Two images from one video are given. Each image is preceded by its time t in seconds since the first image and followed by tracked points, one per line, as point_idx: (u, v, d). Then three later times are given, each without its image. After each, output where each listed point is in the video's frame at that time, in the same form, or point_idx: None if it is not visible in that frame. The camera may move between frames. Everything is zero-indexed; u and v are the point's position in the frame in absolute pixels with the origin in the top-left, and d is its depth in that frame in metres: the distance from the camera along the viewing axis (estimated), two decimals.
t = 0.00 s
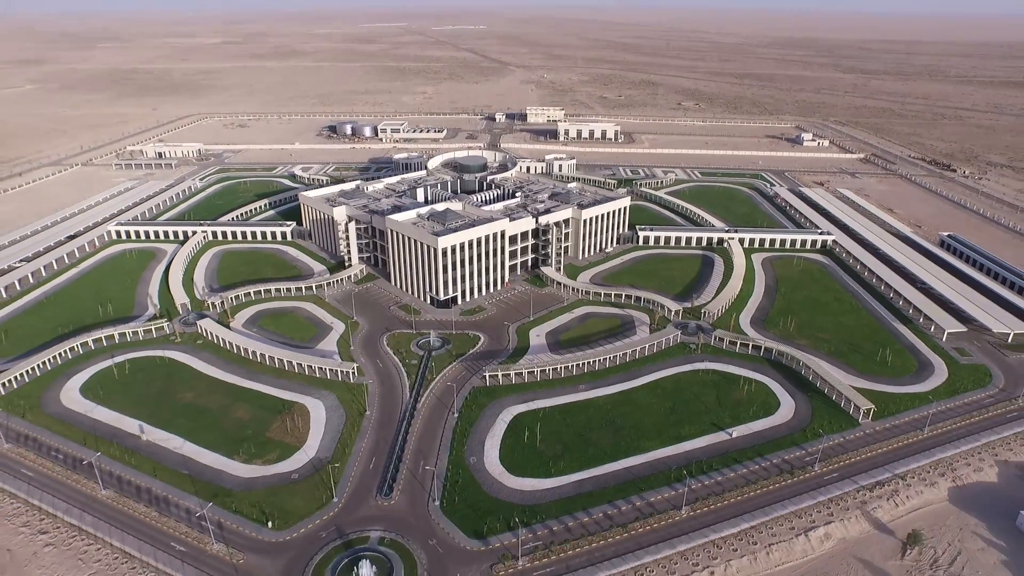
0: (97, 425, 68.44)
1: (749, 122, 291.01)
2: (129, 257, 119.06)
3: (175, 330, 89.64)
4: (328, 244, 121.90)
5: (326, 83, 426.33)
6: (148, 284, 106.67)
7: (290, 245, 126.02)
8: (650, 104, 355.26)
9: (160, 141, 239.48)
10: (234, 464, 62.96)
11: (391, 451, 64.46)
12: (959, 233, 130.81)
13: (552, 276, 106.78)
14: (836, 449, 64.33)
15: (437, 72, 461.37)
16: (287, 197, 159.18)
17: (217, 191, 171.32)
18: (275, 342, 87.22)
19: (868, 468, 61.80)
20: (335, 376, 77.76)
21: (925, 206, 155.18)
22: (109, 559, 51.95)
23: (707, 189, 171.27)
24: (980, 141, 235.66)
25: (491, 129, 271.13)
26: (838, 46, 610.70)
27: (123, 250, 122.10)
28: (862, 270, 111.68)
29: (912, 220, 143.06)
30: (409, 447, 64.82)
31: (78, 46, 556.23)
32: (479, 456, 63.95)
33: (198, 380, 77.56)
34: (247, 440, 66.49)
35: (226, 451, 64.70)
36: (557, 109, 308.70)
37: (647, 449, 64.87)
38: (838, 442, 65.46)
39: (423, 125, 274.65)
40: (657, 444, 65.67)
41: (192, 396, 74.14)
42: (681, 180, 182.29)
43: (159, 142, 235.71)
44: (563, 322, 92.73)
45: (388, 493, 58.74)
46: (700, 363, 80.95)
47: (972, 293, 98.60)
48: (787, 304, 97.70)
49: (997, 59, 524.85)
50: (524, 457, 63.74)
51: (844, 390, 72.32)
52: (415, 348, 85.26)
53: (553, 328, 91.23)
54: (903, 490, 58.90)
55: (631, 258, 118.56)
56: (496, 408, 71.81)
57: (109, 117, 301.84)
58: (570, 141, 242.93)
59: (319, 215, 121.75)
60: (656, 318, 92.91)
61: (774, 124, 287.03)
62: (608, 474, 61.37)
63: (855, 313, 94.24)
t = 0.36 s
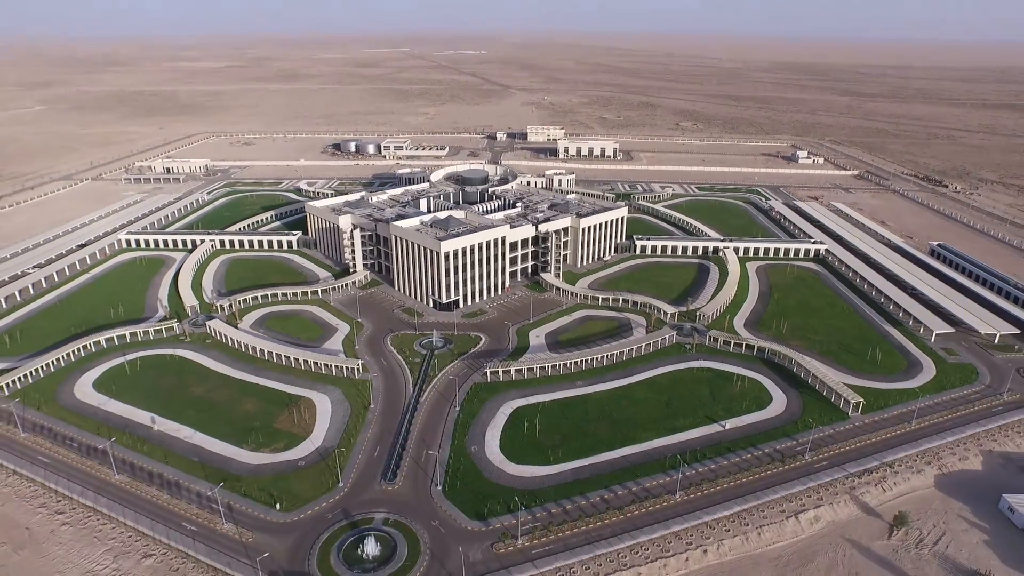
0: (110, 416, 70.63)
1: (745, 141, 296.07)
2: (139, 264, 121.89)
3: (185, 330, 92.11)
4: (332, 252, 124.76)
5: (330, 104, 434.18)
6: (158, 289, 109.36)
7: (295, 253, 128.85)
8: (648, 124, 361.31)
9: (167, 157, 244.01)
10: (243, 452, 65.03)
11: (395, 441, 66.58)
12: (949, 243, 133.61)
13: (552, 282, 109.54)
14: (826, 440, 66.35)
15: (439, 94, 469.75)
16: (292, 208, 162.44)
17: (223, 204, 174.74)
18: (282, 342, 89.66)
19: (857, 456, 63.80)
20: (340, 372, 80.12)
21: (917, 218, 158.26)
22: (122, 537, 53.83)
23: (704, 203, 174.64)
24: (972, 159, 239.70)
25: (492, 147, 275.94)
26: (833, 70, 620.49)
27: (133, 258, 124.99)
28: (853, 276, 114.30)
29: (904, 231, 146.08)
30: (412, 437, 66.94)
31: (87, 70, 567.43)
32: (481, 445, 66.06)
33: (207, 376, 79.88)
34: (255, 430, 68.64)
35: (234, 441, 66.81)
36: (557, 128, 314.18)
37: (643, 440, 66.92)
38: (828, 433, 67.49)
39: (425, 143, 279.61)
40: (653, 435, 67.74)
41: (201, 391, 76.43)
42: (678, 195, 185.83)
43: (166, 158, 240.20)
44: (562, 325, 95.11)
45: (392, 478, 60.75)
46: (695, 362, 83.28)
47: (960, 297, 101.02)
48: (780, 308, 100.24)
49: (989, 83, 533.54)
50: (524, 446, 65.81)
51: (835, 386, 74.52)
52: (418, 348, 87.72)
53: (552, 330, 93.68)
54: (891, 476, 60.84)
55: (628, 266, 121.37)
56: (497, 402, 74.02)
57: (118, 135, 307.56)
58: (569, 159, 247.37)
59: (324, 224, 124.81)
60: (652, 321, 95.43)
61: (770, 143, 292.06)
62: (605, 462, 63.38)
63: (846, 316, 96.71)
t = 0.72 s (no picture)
0: (123, 410, 72.98)
1: (742, 161, 301.30)
2: (149, 272, 124.89)
3: (195, 332, 94.72)
4: (337, 261, 127.71)
5: (334, 126, 442.17)
6: (168, 294, 112.24)
7: (301, 262, 131.78)
8: (647, 145, 367.39)
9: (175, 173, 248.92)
10: (252, 443, 67.30)
11: (399, 432, 68.83)
12: (939, 253, 136.62)
13: (551, 289, 112.40)
14: (816, 432, 68.56)
15: (442, 117, 478.16)
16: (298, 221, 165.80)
17: (231, 217, 178.52)
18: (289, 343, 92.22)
19: (846, 447, 65.94)
20: (346, 370, 82.65)
21: (909, 231, 161.46)
22: (136, 518, 55.89)
23: (700, 217, 178.13)
24: (965, 177, 243.81)
25: (493, 166, 281.01)
26: (830, 95, 630.54)
27: (143, 266, 128.08)
28: (845, 284, 117.00)
29: (896, 243, 149.19)
30: (415, 429, 69.23)
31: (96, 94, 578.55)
32: (482, 437, 68.31)
33: (217, 373, 82.35)
34: (264, 422, 70.95)
35: (244, 432, 69.09)
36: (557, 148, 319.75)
37: (639, 432, 69.20)
38: (819, 426, 69.66)
39: (427, 162, 284.74)
40: (648, 428, 70.02)
41: (211, 387, 78.85)
42: (676, 210, 189.62)
43: (174, 174, 245.08)
44: (561, 328, 97.70)
45: (396, 465, 62.95)
46: (690, 362, 85.81)
47: (948, 303, 103.63)
48: (773, 314, 102.89)
49: (982, 107, 542.77)
50: (524, 437, 68.09)
51: (825, 383, 76.90)
52: (421, 349, 90.34)
53: (552, 333, 96.30)
54: (879, 465, 62.89)
55: (626, 275, 124.23)
56: (498, 398, 76.42)
57: (126, 154, 313.60)
58: (569, 177, 251.92)
59: (330, 234, 128.02)
60: (649, 325, 98.11)
61: (766, 162, 297.19)
62: (601, 452, 65.55)
63: (837, 321, 99.31)
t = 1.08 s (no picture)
0: (136, 406, 75.55)
1: (738, 181, 306.43)
2: (158, 282, 128.12)
3: (204, 336, 97.52)
4: (342, 272, 130.84)
5: (338, 149, 449.95)
6: (178, 302, 115.29)
7: (306, 273, 134.92)
8: (645, 167, 373.25)
9: (182, 191, 253.59)
10: (261, 436, 69.71)
11: (403, 427, 71.22)
12: (930, 266, 139.67)
13: (550, 297, 115.35)
14: (806, 427, 70.92)
15: (443, 141, 486.37)
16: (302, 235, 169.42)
17: (237, 233, 182.29)
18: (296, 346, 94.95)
19: (834, 440, 68.25)
20: (351, 371, 85.27)
21: (901, 246, 164.72)
22: (149, 503, 58.11)
23: (697, 233, 181.69)
24: (957, 196, 248.10)
25: (494, 186, 285.87)
26: (824, 120, 640.77)
27: (153, 277, 131.22)
28: (837, 293, 119.83)
29: (887, 257, 152.39)
30: (419, 424, 71.62)
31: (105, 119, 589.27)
32: (483, 431, 70.67)
33: (226, 373, 85.00)
34: (272, 418, 73.44)
35: (253, 426, 71.55)
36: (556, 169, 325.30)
37: (634, 427, 71.54)
38: (808, 422, 72.00)
39: (428, 182, 289.71)
40: (644, 424, 72.37)
41: (221, 386, 81.44)
42: (673, 226, 193.29)
43: (181, 192, 249.81)
44: (560, 334, 100.30)
45: (400, 456, 65.24)
46: (685, 364, 88.40)
47: (937, 310, 106.24)
48: (766, 320, 105.67)
49: (976, 132, 550.84)
50: (524, 432, 70.45)
51: (815, 382, 79.38)
52: (424, 352, 93.09)
53: (551, 338, 98.93)
54: (866, 457, 65.05)
55: (623, 285, 127.26)
56: (498, 396, 78.91)
57: (134, 174, 319.31)
58: (568, 196, 256.42)
59: (335, 246, 131.35)
60: (645, 330, 100.86)
61: (762, 183, 302.13)
62: (599, 444, 67.85)
63: (828, 327, 102.02)
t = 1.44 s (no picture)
0: (148, 405, 78.16)
1: (735, 203, 311.19)
2: (167, 293, 131.19)
3: (213, 343, 100.28)
4: (346, 284, 133.87)
5: (341, 172, 456.93)
6: (186, 311, 118.21)
7: (311, 285, 137.91)
8: (643, 189, 378.83)
9: (188, 210, 258.24)
10: (269, 432, 72.13)
11: (406, 425, 73.63)
12: (921, 280, 142.70)
13: (549, 308, 118.24)
14: (796, 425, 73.28)
15: (445, 165, 493.64)
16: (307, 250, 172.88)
17: (243, 249, 185.86)
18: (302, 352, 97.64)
19: (823, 438, 70.58)
20: (356, 374, 87.86)
21: (894, 262, 167.94)
22: (162, 492, 60.42)
23: (694, 249, 185.13)
24: (950, 216, 252.12)
25: (494, 206, 290.46)
26: (820, 146, 650.45)
27: (161, 288, 134.37)
28: (829, 305, 122.68)
29: (880, 272, 155.43)
30: (422, 422, 74.04)
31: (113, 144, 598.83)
32: (484, 429, 73.03)
33: (234, 376, 87.63)
34: (280, 416, 75.88)
35: (261, 424, 74.00)
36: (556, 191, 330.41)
37: (630, 426, 73.89)
38: (798, 421, 74.37)
39: (430, 202, 294.38)
40: (639, 422, 74.72)
41: (229, 388, 84.00)
42: (670, 243, 196.77)
43: (188, 211, 254.50)
44: (559, 342, 102.97)
45: (404, 451, 67.60)
46: (680, 369, 90.94)
47: (926, 320, 108.96)
48: (759, 330, 108.40)
49: (969, 157, 559.17)
50: (523, 430, 72.78)
51: (805, 385, 81.89)
52: (426, 358, 95.75)
53: (550, 345, 101.56)
54: (854, 452, 67.33)
55: (621, 297, 130.19)
56: (498, 398, 81.40)
57: (141, 195, 324.77)
58: (567, 216, 260.62)
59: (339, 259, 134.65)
60: (642, 338, 103.57)
61: (758, 204, 306.74)
62: (595, 441, 70.18)
63: (820, 335, 104.70)
